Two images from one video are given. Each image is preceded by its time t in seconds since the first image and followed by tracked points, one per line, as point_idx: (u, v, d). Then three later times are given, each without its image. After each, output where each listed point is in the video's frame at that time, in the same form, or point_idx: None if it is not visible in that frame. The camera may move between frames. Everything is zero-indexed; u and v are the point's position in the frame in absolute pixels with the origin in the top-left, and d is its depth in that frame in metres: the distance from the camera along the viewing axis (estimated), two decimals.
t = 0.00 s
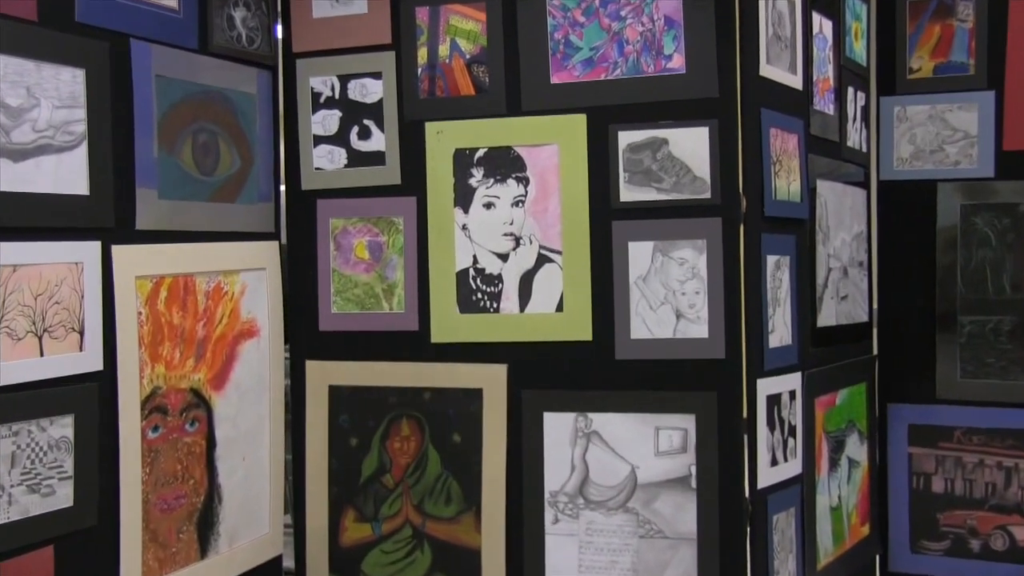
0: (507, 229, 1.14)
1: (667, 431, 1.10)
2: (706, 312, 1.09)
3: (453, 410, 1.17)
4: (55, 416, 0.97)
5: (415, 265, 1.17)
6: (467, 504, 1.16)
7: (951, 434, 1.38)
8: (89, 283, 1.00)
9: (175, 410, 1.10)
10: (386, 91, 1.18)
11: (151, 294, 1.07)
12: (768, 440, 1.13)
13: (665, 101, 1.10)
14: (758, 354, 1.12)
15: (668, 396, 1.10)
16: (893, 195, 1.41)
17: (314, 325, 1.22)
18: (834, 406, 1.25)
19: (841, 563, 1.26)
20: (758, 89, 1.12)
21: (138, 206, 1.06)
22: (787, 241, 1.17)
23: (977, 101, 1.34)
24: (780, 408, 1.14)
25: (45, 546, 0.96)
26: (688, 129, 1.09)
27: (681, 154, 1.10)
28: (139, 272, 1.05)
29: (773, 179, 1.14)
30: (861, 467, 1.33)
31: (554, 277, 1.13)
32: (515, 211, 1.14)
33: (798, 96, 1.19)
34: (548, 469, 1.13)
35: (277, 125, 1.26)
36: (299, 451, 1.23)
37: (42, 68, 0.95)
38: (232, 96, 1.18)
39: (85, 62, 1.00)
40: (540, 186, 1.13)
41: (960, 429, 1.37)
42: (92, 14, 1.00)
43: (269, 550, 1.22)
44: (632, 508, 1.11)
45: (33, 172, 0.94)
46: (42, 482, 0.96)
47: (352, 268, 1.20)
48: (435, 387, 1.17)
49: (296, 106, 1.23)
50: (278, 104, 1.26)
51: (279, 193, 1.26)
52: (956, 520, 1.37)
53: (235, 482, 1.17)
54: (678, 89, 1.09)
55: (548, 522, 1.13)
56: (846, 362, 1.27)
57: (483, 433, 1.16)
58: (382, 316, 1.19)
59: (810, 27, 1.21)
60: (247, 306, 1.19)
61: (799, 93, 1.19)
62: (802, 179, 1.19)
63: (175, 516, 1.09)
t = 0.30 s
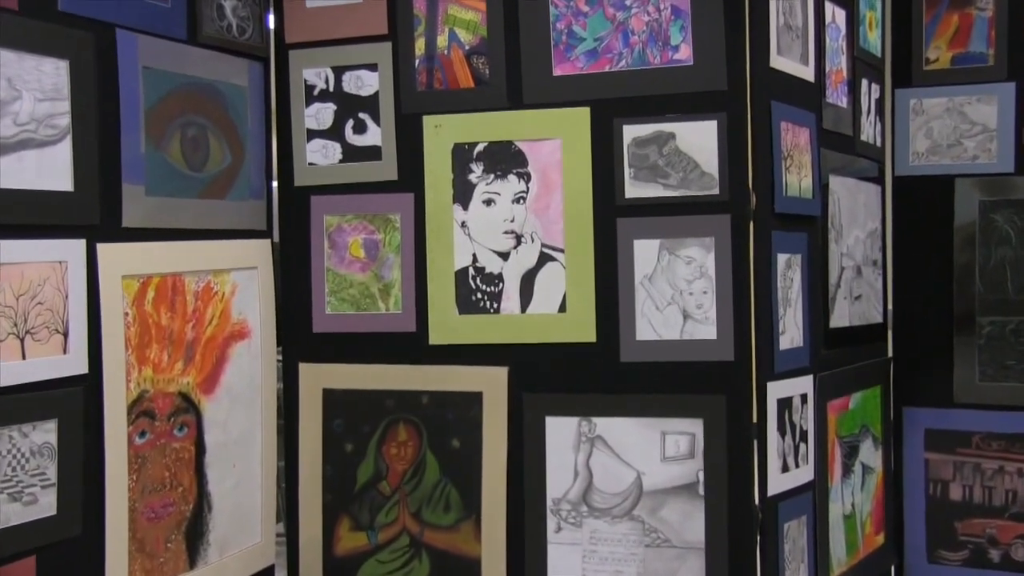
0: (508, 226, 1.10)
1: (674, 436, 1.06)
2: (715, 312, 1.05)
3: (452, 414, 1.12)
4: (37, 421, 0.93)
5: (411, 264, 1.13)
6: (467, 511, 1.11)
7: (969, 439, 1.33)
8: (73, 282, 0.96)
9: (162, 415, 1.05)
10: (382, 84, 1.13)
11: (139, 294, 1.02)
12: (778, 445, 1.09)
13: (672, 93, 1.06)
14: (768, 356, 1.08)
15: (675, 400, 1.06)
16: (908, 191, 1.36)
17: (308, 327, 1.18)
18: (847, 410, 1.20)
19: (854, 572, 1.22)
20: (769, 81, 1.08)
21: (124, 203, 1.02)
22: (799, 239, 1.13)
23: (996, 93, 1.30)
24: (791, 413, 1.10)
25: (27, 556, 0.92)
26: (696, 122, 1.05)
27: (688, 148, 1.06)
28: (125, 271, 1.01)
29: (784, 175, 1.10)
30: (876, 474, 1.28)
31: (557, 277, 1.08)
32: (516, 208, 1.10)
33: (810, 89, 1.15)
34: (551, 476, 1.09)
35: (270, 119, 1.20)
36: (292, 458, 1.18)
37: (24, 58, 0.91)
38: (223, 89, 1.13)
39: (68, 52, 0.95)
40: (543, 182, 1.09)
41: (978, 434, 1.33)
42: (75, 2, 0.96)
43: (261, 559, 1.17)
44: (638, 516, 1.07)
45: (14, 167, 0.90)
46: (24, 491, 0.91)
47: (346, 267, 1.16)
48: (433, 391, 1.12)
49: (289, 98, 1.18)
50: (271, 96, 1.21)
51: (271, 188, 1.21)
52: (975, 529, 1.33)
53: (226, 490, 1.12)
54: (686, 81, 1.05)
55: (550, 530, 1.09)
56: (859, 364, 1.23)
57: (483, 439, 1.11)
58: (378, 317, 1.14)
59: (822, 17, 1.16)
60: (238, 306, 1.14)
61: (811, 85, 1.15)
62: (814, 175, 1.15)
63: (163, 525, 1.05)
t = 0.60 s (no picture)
0: (508, 224, 1.06)
1: (679, 442, 1.03)
2: (722, 313, 1.01)
3: (449, 419, 1.08)
4: (18, 427, 0.89)
5: (407, 263, 1.09)
6: (465, 520, 1.07)
7: (987, 445, 1.29)
8: (56, 282, 0.92)
9: (148, 420, 1.01)
10: (377, 77, 1.09)
11: (124, 295, 0.98)
12: (788, 451, 1.05)
13: (677, 86, 1.02)
14: (777, 359, 1.04)
15: (681, 404, 1.03)
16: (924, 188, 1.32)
17: (300, 329, 1.13)
18: (859, 415, 1.16)
19: None
20: (778, 74, 1.04)
21: (110, 200, 0.98)
22: (809, 238, 1.09)
23: (1015, 85, 1.26)
24: (801, 418, 1.07)
25: (7, 569, 0.88)
26: (702, 116, 1.01)
27: (694, 143, 1.02)
28: (110, 271, 0.97)
29: (794, 170, 1.06)
30: (890, 481, 1.24)
31: (558, 277, 1.04)
32: (516, 205, 1.06)
33: (821, 81, 1.11)
34: (552, 484, 1.05)
35: (260, 112, 1.16)
36: (283, 464, 1.14)
37: (4, 49, 0.87)
38: (211, 81, 1.09)
39: (51, 43, 0.92)
40: (544, 177, 1.05)
41: (996, 440, 1.28)
42: None
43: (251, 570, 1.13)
44: (642, 524, 1.03)
45: None
46: (4, 500, 0.87)
47: (339, 267, 1.11)
48: (429, 395, 1.08)
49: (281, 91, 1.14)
50: (261, 89, 1.16)
51: (262, 185, 1.17)
52: (993, 539, 1.28)
53: (215, 498, 1.08)
54: (692, 74, 1.01)
55: (551, 540, 1.05)
56: (873, 368, 1.18)
57: (482, 445, 1.07)
58: (373, 318, 1.10)
59: (834, 7, 1.12)
60: (228, 307, 1.10)
61: (822, 78, 1.11)
62: (825, 170, 1.11)
63: (150, 534, 1.00)
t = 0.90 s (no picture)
0: (507, 223, 1.02)
1: (685, 449, 0.99)
2: (729, 315, 0.98)
3: (446, 426, 1.04)
4: None
5: (403, 263, 1.05)
6: (462, 529, 1.03)
7: (1005, 453, 1.23)
8: (37, 283, 0.88)
9: (134, 426, 0.97)
10: (372, 70, 1.05)
11: (109, 296, 0.95)
12: (797, 458, 1.01)
13: (683, 80, 0.98)
14: (787, 363, 1.00)
15: (687, 410, 0.99)
16: (937, 185, 1.27)
17: (292, 331, 1.09)
18: (872, 421, 1.12)
19: None
20: (787, 67, 1.00)
21: (94, 197, 0.94)
22: (819, 237, 1.05)
23: None
24: (811, 424, 1.03)
25: None
26: (709, 111, 0.98)
27: (700, 139, 0.98)
28: (95, 271, 0.93)
29: (803, 167, 1.02)
30: (904, 489, 1.20)
31: (559, 277, 1.01)
32: (516, 203, 1.02)
33: (832, 75, 1.07)
34: (553, 493, 1.02)
35: (250, 107, 1.12)
36: (274, 472, 1.10)
37: None
38: (200, 74, 1.05)
39: (33, 34, 0.88)
40: (544, 174, 1.01)
41: (1014, 447, 1.22)
42: None
43: None
44: (646, 534, 0.99)
45: None
46: None
47: (332, 267, 1.07)
48: (426, 400, 1.04)
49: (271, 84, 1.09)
50: (250, 83, 1.13)
51: (252, 182, 1.13)
52: (1011, 551, 1.22)
53: (205, 507, 1.04)
54: (698, 67, 0.98)
55: (552, 550, 1.01)
56: (886, 372, 1.14)
57: (480, 452, 1.03)
58: (367, 321, 1.06)
59: None
60: (217, 309, 1.06)
61: (834, 71, 1.07)
62: (836, 167, 1.07)
63: (135, 545, 0.96)
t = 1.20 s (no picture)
0: (506, 222, 0.98)
1: (691, 456, 0.95)
2: (736, 318, 0.94)
3: (443, 432, 1.00)
4: None
5: (398, 264, 1.01)
6: (460, 540, 1.00)
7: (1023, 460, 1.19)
8: (17, 284, 0.85)
9: (119, 433, 0.94)
10: (366, 63, 1.01)
11: (93, 298, 0.91)
12: (807, 466, 0.98)
13: (689, 73, 0.95)
14: (796, 367, 0.96)
15: (692, 416, 0.95)
16: (951, 183, 1.23)
17: (282, 334, 1.05)
18: (885, 427, 1.08)
19: None
20: (797, 60, 0.97)
21: (76, 195, 0.91)
22: (830, 237, 1.01)
23: None
24: (822, 430, 0.99)
25: None
26: (715, 106, 0.94)
27: (706, 135, 0.94)
28: (78, 271, 0.89)
29: (814, 164, 0.98)
30: (919, 498, 1.16)
31: (561, 278, 0.97)
32: (515, 201, 0.98)
33: (843, 68, 1.03)
34: (554, 502, 0.98)
35: (240, 101, 1.08)
36: (265, 480, 1.06)
37: None
38: (188, 68, 1.02)
39: (13, 24, 0.84)
40: (545, 171, 0.97)
41: None
42: None
43: None
44: (651, 545, 0.95)
45: None
46: None
47: (325, 267, 1.04)
48: (422, 406, 1.01)
49: (261, 78, 1.05)
50: (240, 76, 1.09)
51: (242, 179, 1.09)
52: None
53: (193, 516, 1.00)
54: (704, 59, 0.94)
55: (554, 561, 0.98)
56: (900, 376, 1.11)
57: (478, 459, 1.00)
58: (361, 323, 1.03)
59: None
60: (205, 311, 1.02)
61: (845, 64, 1.03)
62: (847, 164, 1.03)
63: (120, 557, 0.93)
